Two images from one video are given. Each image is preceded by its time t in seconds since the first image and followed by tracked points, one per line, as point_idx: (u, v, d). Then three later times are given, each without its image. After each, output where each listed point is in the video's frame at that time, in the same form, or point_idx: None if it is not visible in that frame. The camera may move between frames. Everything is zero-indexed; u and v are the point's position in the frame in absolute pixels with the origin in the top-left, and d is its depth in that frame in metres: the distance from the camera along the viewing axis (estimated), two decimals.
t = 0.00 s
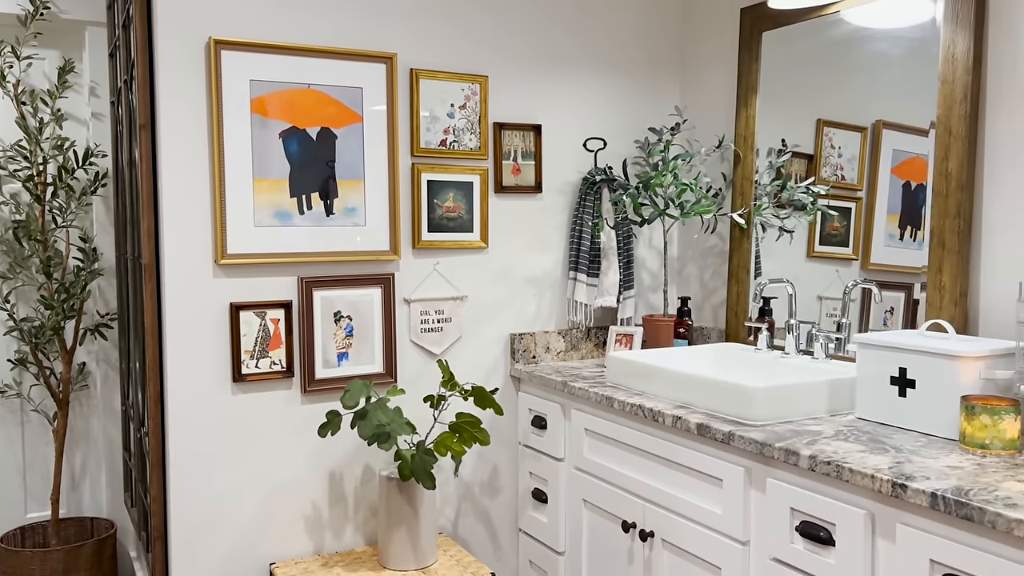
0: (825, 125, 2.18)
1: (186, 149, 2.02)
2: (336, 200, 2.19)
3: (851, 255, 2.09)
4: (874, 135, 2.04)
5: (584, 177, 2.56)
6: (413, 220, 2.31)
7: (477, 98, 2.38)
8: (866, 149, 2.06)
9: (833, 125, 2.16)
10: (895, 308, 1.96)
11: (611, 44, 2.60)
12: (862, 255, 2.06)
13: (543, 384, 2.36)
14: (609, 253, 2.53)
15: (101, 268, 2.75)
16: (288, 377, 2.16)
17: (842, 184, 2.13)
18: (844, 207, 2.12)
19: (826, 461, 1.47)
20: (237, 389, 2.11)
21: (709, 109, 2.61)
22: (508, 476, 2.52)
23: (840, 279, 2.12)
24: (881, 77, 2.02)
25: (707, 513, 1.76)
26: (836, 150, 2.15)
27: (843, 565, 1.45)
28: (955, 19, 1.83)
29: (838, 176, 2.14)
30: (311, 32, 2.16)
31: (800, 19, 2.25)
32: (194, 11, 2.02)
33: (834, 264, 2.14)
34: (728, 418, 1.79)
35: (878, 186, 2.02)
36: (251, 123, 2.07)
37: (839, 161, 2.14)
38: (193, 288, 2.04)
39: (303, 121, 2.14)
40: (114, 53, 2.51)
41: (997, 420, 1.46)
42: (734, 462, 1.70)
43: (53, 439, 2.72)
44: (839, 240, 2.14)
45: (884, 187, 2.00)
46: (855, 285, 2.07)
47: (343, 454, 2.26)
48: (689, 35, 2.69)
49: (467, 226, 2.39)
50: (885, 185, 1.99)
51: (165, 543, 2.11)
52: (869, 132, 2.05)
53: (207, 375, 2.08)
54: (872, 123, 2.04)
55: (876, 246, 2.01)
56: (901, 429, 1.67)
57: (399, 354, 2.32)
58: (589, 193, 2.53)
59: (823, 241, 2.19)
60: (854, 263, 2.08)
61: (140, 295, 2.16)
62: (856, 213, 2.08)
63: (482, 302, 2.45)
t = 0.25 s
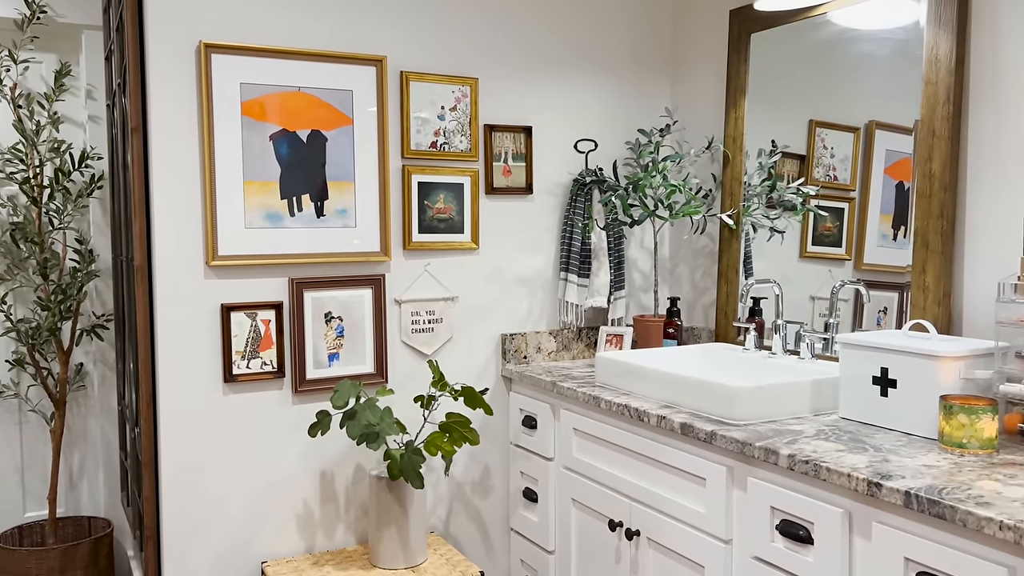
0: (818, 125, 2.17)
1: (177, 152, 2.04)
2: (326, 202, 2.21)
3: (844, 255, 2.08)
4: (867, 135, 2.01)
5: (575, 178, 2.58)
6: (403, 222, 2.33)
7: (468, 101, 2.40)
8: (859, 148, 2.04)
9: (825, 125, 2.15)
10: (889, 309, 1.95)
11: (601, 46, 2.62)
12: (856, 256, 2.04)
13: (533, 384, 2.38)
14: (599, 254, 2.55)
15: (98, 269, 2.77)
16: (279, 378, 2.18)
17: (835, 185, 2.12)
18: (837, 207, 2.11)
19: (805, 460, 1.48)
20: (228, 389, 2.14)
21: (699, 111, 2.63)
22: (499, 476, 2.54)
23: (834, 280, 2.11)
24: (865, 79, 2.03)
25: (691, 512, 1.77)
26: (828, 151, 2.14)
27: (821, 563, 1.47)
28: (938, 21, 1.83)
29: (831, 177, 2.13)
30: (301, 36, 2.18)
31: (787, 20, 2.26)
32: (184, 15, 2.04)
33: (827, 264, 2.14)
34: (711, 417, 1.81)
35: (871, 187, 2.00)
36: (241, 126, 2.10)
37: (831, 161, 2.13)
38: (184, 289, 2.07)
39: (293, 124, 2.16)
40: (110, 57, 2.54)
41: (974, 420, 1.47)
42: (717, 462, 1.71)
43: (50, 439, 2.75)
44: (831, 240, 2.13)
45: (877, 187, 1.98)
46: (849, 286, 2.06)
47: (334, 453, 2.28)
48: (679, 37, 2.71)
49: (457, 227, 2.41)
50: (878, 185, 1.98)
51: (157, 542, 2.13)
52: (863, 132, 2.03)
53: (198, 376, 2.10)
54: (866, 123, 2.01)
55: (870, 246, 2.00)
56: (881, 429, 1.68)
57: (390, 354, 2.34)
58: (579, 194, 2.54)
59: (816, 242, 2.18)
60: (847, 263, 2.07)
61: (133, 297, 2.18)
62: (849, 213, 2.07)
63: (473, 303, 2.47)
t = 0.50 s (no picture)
0: (813, 125, 2.17)
1: (173, 154, 2.07)
2: (321, 202, 2.24)
3: (840, 255, 2.08)
4: (863, 135, 2.01)
5: (569, 178, 2.59)
6: (398, 222, 2.35)
7: (462, 101, 2.42)
8: (855, 147, 2.03)
9: (821, 125, 2.14)
10: (886, 308, 1.95)
11: (595, 46, 2.63)
12: (852, 254, 2.04)
13: (527, 383, 2.40)
14: (594, 253, 2.57)
15: (99, 269, 2.81)
16: (274, 376, 2.21)
17: (831, 184, 2.11)
18: (833, 206, 2.10)
19: (787, 457, 1.50)
20: (224, 388, 2.16)
21: (693, 111, 2.64)
22: (494, 473, 2.56)
23: (829, 278, 2.11)
24: (855, 78, 2.04)
25: (679, 509, 1.78)
26: (824, 150, 2.13)
27: (804, 559, 1.48)
28: (925, 20, 1.84)
29: (827, 176, 2.12)
30: (295, 38, 2.20)
31: (779, 20, 2.27)
32: (180, 19, 2.07)
33: (823, 264, 2.13)
34: (699, 415, 1.82)
35: (868, 186, 1.99)
36: (237, 127, 2.12)
37: (827, 160, 2.12)
38: (180, 289, 2.09)
39: (288, 125, 2.18)
40: (109, 59, 2.57)
41: (956, 417, 1.48)
42: (704, 459, 1.73)
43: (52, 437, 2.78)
44: (828, 239, 2.12)
45: (873, 186, 1.97)
46: (848, 284, 2.05)
47: (329, 451, 2.30)
48: (674, 37, 2.72)
49: (452, 227, 2.43)
50: (874, 184, 1.97)
51: (155, 539, 2.16)
52: (859, 132, 2.02)
53: (194, 374, 2.13)
54: (861, 123, 2.00)
55: (867, 245, 1.99)
56: (866, 425, 1.69)
57: (385, 353, 2.36)
58: (574, 194, 2.56)
59: (811, 241, 2.18)
60: (844, 262, 2.07)
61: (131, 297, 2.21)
62: (846, 212, 2.06)
63: (468, 302, 2.49)
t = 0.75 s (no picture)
0: (814, 125, 2.16)
1: (175, 155, 2.09)
2: (321, 203, 2.26)
3: (842, 254, 2.08)
4: (864, 135, 2.00)
5: (569, 179, 2.60)
6: (397, 222, 2.37)
7: (461, 103, 2.43)
8: (856, 148, 2.03)
9: (821, 125, 2.14)
10: (887, 309, 1.94)
11: (595, 47, 2.64)
12: (854, 253, 2.04)
13: (527, 382, 2.41)
14: (593, 253, 2.58)
15: (103, 270, 2.84)
16: (275, 375, 2.23)
17: (832, 183, 2.11)
18: (834, 206, 2.11)
19: (780, 455, 1.51)
20: (225, 387, 2.18)
21: (693, 111, 2.65)
22: (494, 473, 2.57)
23: (829, 278, 2.12)
24: (852, 78, 2.04)
25: (675, 507, 1.79)
26: (825, 150, 2.13)
27: (796, 557, 1.48)
28: (920, 20, 1.84)
29: (829, 176, 2.12)
30: (295, 40, 2.22)
31: (776, 21, 2.28)
32: (181, 22, 2.09)
33: (824, 263, 2.14)
34: (695, 414, 1.83)
35: (869, 185, 1.99)
36: (237, 129, 2.15)
37: (828, 160, 2.12)
38: (182, 289, 2.12)
39: (288, 127, 2.20)
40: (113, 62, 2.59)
41: (948, 415, 1.48)
42: (699, 457, 1.74)
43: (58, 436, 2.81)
44: (829, 239, 2.12)
45: (875, 185, 1.97)
46: (849, 283, 2.05)
47: (330, 450, 2.32)
48: (673, 38, 2.73)
49: (451, 227, 2.44)
50: (875, 184, 1.96)
51: (157, 537, 2.18)
52: (860, 132, 2.01)
53: (196, 374, 2.15)
54: (862, 123, 2.00)
55: (868, 245, 1.99)
56: (860, 424, 1.70)
57: (385, 353, 2.38)
58: (573, 195, 2.57)
59: (813, 241, 2.18)
60: (846, 262, 2.07)
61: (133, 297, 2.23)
62: (848, 212, 2.06)
63: (468, 302, 2.50)
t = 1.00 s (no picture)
0: (818, 123, 2.15)
1: (178, 156, 2.12)
2: (324, 203, 2.28)
3: (846, 253, 2.07)
4: (868, 134, 1.99)
5: (571, 178, 2.61)
6: (400, 222, 2.39)
7: (463, 103, 2.45)
8: (859, 148, 2.02)
9: (824, 124, 2.13)
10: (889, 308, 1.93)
11: (596, 47, 2.65)
12: (857, 252, 2.03)
13: (528, 381, 2.42)
14: (595, 252, 2.58)
15: (110, 270, 2.87)
16: (278, 374, 2.25)
17: (835, 182, 2.10)
18: (837, 204, 2.10)
19: (776, 453, 1.51)
20: (229, 386, 2.20)
21: (694, 110, 2.65)
22: (497, 471, 2.59)
23: (831, 276, 2.12)
24: (851, 77, 2.05)
25: (674, 505, 1.80)
26: (828, 148, 2.13)
27: (792, 554, 1.49)
28: (918, 19, 1.85)
29: (832, 174, 2.11)
30: (297, 42, 2.24)
31: (776, 20, 2.28)
32: (185, 24, 2.11)
33: (828, 262, 2.14)
34: (693, 412, 1.84)
35: (872, 184, 1.98)
36: (240, 130, 2.17)
37: (831, 159, 2.11)
38: (186, 289, 2.14)
39: (291, 128, 2.22)
40: (119, 65, 2.62)
41: (944, 413, 1.49)
42: (697, 455, 1.74)
43: (66, 435, 2.84)
44: (832, 237, 2.12)
45: (878, 184, 1.96)
46: (852, 282, 2.05)
47: (333, 449, 2.34)
48: (675, 37, 2.73)
49: (454, 227, 2.46)
50: (877, 182, 1.96)
51: (162, 534, 2.20)
52: (863, 131, 2.00)
53: (200, 372, 2.17)
54: (866, 122, 1.99)
55: (871, 244, 1.99)
56: (858, 422, 1.70)
57: (387, 352, 2.39)
58: (575, 194, 2.58)
59: (816, 239, 2.18)
60: (849, 261, 2.06)
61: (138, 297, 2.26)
62: (851, 210, 2.05)
63: (470, 301, 2.51)
